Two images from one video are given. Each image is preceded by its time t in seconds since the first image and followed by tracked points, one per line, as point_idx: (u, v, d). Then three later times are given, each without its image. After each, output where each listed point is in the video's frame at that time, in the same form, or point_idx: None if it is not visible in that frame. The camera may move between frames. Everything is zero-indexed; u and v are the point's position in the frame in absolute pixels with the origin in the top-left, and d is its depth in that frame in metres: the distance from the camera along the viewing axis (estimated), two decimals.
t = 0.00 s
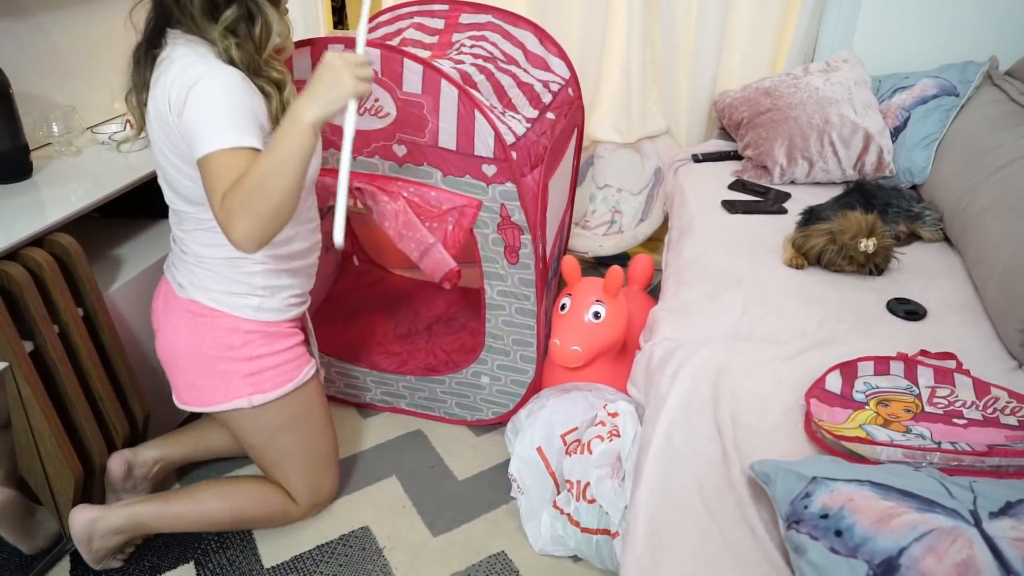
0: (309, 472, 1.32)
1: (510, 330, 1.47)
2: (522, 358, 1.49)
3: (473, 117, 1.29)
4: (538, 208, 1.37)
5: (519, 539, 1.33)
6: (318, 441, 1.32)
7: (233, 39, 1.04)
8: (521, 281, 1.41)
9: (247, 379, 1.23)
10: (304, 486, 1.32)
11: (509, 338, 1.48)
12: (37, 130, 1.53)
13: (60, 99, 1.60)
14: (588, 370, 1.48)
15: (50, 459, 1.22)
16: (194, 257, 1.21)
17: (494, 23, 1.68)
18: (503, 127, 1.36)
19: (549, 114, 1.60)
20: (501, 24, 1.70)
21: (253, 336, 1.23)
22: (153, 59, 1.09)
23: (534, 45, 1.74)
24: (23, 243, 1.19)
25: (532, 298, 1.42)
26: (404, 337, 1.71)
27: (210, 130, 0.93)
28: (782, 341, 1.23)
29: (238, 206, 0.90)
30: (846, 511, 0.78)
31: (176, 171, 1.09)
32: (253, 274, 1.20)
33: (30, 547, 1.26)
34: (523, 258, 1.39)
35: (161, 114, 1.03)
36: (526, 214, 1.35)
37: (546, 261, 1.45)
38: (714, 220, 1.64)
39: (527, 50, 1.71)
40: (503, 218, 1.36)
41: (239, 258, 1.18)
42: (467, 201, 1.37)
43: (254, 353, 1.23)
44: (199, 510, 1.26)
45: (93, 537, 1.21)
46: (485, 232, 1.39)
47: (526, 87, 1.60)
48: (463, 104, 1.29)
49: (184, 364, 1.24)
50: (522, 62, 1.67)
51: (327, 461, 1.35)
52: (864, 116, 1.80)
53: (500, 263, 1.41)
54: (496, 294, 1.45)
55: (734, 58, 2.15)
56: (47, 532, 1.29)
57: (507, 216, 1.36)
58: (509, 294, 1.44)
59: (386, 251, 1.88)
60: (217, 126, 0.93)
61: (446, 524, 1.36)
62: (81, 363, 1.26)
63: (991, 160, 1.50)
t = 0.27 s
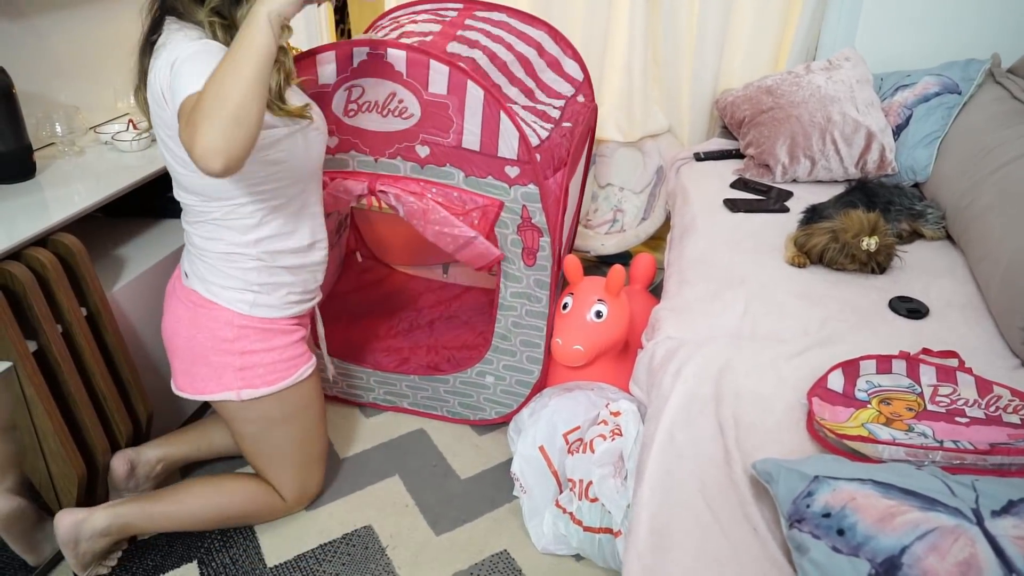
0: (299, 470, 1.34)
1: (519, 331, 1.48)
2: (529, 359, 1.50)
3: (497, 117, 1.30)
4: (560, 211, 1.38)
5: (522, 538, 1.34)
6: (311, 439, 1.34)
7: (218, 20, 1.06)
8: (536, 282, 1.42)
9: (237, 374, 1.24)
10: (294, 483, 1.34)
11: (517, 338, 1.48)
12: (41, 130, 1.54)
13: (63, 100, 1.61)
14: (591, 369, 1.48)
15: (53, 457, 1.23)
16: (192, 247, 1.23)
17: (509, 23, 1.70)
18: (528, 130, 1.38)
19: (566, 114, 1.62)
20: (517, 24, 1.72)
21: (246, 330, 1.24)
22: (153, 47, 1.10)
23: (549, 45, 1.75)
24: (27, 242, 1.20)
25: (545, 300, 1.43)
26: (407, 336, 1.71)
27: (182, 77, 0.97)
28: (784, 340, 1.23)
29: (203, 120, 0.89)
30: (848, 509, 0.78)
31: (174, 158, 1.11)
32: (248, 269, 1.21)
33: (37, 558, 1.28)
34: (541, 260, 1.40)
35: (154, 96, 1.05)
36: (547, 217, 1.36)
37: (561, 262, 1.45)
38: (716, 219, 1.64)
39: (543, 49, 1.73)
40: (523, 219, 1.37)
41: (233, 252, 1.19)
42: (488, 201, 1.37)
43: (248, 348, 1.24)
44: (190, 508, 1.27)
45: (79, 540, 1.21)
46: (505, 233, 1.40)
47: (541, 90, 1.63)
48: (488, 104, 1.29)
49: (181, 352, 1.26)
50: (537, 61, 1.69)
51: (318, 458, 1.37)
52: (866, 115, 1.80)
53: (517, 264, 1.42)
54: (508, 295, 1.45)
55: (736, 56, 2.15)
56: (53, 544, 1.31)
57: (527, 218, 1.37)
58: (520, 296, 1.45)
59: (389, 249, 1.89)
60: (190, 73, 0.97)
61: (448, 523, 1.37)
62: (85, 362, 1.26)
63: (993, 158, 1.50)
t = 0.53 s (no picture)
0: (309, 477, 1.34)
1: (523, 333, 1.48)
2: (531, 362, 1.50)
3: (501, 121, 1.29)
4: (564, 215, 1.38)
5: (524, 541, 1.34)
6: (322, 446, 1.35)
7: (218, 18, 1.04)
8: (539, 285, 1.42)
9: (258, 385, 1.25)
10: (302, 489, 1.34)
11: (520, 341, 1.48)
12: (44, 132, 1.54)
13: (66, 101, 1.61)
14: (593, 371, 1.48)
15: (57, 459, 1.23)
16: (211, 256, 1.23)
17: (512, 27, 1.68)
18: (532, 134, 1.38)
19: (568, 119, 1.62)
20: (519, 28, 1.69)
21: (267, 340, 1.24)
22: (153, 55, 1.10)
23: (552, 50, 1.74)
24: (30, 244, 1.20)
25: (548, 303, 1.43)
26: (410, 339, 1.72)
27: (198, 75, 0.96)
28: (787, 342, 1.23)
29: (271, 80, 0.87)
30: (851, 512, 0.78)
31: (191, 170, 1.10)
32: (268, 277, 1.21)
33: (38, 555, 1.27)
34: (545, 263, 1.40)
35: (168, 112, 1.04)
36: (551, 220, 1.36)
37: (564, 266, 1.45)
38: (719, 221, 1.64)
39: (546, 55, 1.72)
40: (527, 223, 1.37)
41: (254, 261, 1.19)
42: (492, 206, 1.37)
43: (268, 357, 1.25)
44: (200, 509, 1.28)
45: (88, 536, 1.21)
46: (508, 237, 1.40)
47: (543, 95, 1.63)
48: (491, 108, 1.29)
49: (200, 360, 1.26)
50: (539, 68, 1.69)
51: (328, 466, 1.38)
52: (869, 116, 1.79)
53: (520, 268, 1.42)
54: (511, 298, 1.45)
55: (739, 58, 2.15)
56: (55, 543, 1.31)
57: (531, 222, 1.37)
58: (524, 299, 1.45)
59: (392, 251, 1.89)
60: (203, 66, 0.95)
61: (451, 525, 1.37)
62: (88, 364, 1.26)
63: (996, 160, 1.50)
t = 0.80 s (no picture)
0: (312, 476, 1.34)
1: (526, 337, 1.48)
2: (535, 365, 1.49)
3: (512, 126, 1.29)
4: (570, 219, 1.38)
5: (526, 542, 1.34)
6: (327, 446, 1.35)
7: (212, 28, 1.04)
8: (544, 290, 1.42)
9: (263, 384, 1.25)
10: (305, 488, 1.34)
11: (524, 345, 1.48)
12: (46, 133, 1.54)
13: (68, 102, 1.61)
14: (596, 373, 1.48)
15: (59, 460, 1.23)
16: (218, 257, 1.24)
17: (517, 29, 1.68)
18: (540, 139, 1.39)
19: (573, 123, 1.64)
20: (524, 31, 1.69)
21: (272, 339, 1.24)
22: (153, 62, 1.11)
23: (557, 53, 1.73)
24: (33, 245, 1.20)
25: (552, 306, 1.43)
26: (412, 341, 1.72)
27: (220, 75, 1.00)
28: (789, 344, 1.22)
29: (365, 68, 1.00)
30: (853, 515, 0.78)
31: (196, 176, 1.12)
32: (273, 277, 1.21)
33: (41, 556, 1.27)
34: (550, 268, 1.40)
35: (174, 115, 1.06)
36: (558, 225, 1.36)
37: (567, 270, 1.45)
38: (721, 222, 1.64)
39: (552, 56, 1.71)
40: (534, 227, 1.37)
41: (259, 261, 1.20)
42: (499, 209, 1.37)
43: (273, 357, 1.25)
44: (203, 508, 1.28)
45: (91, 535, 1.22)
46: (514, 241, 1.39)
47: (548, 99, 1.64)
48: (500, 113, 1.29)
49: (206, 359, 1.27)
50: (544, 69, 1.69)
51: (332, 466, 1.38)
52: (872, 118, 1.79)
53: (526, 271, 1.42)
54: (516, 302, 1.45)
55: (741, 59, 2.15)
56: (58, 543, 1.31)
57: (538, 226, 1.37)
58: (528, 303, 1.45)
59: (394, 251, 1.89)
60: (225, 70, 1.00)
61: (453, 526, 1.37)
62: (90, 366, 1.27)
63: (998, 162, 1.50)
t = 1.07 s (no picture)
0: (314, 475, 1.34)
1: (527, 341, 1.48)
2: (535, 369, 1.50)
3: (516, 132, 1.29)
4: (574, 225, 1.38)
5: (526, 542, 1.33)
6: (329, 446, 1.35)
7: (217, 29, 1.04)
8: (545, 295, 1.43)
9: (266, 384, 1.25)
10: (306, 488, 1.34)
11: (524, 348, 1.48)
12: (47, 133, 1.54)
13: (69, 102, 1.61)
14: (596, 374, 1.48)
15: (59, 460, 1.23)
16: (222, 257, 1.24)
17: (529, 29, 1.68)
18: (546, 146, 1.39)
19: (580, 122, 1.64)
20: (536, 31, 1.70)
21: (275, 339, 1.24)
22: (158, 62, 1.11)
23: (568, 54, 1.73)
24: (33, 245, 1.20)
25: (553, 311, 1.44)
26: (414, 340, 1.72)
27: (229, 70, 1.00)
28: (789, 344, 1.22)
29: (374, 48, 1.05)
30: (854, 515, 0.78)
31: (202, 175, 1.12)
32: (277, 277, 1.21)
33: (42, 555, 1.27)
34: (552, 273, 1.40)
35: (179, 113, 1.06)
36: (562, 231, 1.36)
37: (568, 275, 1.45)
38: (721, 223, 1.64)
39: (564, 56, 1.72)
40: (538, 232, 1.38)
41: (263, 261, 1.20)
42: (502, 214, 1.37)
43: (276, 356, 1.25)
44: (204, 506, 1.28)
45: (91, 531, 1.21)
46: (518, 246, 1.40)
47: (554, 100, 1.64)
48: (504, 121, 1.29)
49: (209, 358, 1.27)
50: (553, 66, 1.69)
51: (333, 466, 1.38)
52: (872, 119, 1.79)
53: (528, 276, 1.42)
54: (517, 306, 1.46)
55: (741, 60, 2.15)
56: (59, 543, 1.31)
57: (541, 231, 1.37)
58: (529, 307, 1.45)
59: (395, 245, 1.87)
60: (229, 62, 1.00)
61: (452, 526, 1.37)
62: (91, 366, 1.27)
63: (998, 163, 1.50)
